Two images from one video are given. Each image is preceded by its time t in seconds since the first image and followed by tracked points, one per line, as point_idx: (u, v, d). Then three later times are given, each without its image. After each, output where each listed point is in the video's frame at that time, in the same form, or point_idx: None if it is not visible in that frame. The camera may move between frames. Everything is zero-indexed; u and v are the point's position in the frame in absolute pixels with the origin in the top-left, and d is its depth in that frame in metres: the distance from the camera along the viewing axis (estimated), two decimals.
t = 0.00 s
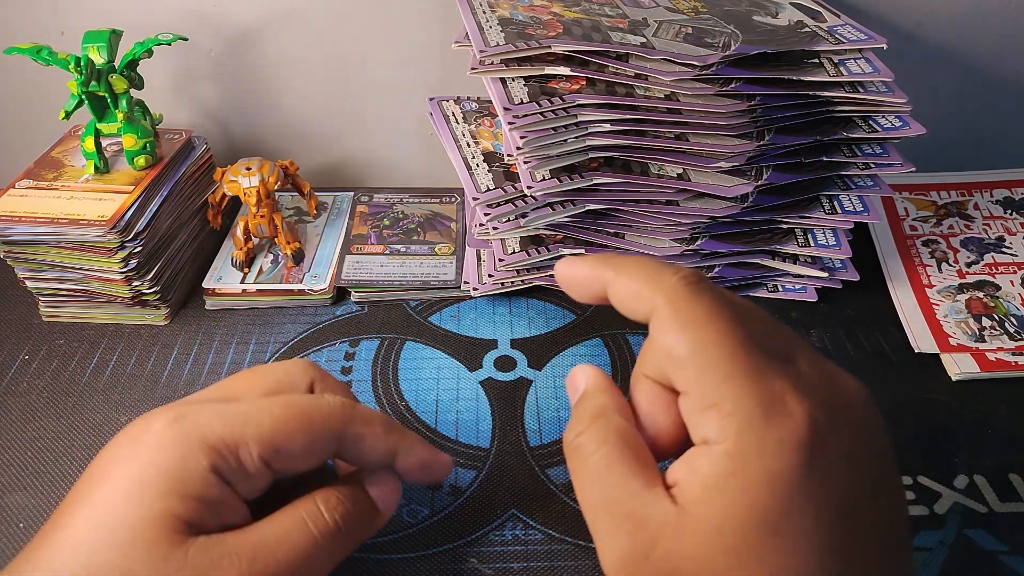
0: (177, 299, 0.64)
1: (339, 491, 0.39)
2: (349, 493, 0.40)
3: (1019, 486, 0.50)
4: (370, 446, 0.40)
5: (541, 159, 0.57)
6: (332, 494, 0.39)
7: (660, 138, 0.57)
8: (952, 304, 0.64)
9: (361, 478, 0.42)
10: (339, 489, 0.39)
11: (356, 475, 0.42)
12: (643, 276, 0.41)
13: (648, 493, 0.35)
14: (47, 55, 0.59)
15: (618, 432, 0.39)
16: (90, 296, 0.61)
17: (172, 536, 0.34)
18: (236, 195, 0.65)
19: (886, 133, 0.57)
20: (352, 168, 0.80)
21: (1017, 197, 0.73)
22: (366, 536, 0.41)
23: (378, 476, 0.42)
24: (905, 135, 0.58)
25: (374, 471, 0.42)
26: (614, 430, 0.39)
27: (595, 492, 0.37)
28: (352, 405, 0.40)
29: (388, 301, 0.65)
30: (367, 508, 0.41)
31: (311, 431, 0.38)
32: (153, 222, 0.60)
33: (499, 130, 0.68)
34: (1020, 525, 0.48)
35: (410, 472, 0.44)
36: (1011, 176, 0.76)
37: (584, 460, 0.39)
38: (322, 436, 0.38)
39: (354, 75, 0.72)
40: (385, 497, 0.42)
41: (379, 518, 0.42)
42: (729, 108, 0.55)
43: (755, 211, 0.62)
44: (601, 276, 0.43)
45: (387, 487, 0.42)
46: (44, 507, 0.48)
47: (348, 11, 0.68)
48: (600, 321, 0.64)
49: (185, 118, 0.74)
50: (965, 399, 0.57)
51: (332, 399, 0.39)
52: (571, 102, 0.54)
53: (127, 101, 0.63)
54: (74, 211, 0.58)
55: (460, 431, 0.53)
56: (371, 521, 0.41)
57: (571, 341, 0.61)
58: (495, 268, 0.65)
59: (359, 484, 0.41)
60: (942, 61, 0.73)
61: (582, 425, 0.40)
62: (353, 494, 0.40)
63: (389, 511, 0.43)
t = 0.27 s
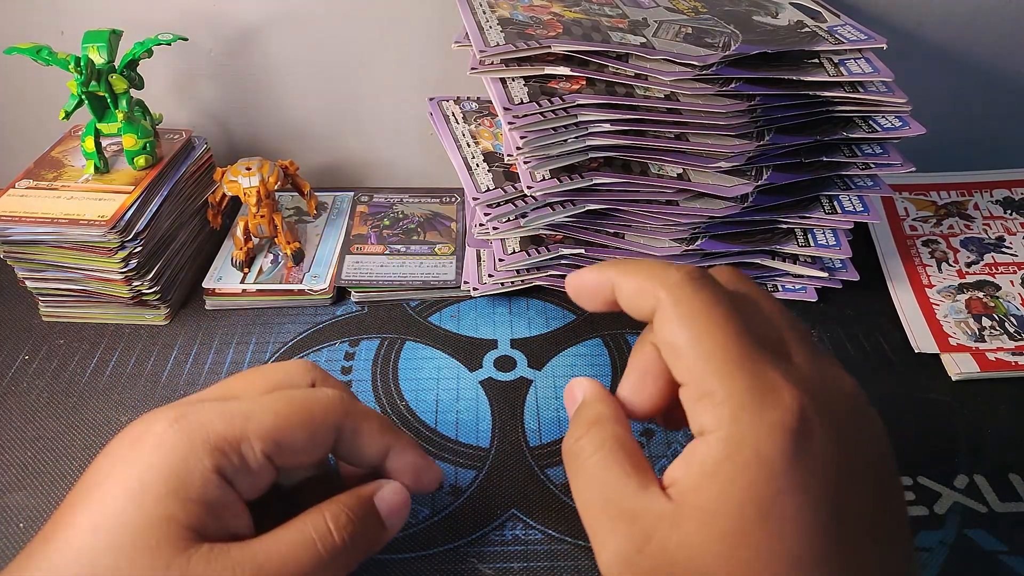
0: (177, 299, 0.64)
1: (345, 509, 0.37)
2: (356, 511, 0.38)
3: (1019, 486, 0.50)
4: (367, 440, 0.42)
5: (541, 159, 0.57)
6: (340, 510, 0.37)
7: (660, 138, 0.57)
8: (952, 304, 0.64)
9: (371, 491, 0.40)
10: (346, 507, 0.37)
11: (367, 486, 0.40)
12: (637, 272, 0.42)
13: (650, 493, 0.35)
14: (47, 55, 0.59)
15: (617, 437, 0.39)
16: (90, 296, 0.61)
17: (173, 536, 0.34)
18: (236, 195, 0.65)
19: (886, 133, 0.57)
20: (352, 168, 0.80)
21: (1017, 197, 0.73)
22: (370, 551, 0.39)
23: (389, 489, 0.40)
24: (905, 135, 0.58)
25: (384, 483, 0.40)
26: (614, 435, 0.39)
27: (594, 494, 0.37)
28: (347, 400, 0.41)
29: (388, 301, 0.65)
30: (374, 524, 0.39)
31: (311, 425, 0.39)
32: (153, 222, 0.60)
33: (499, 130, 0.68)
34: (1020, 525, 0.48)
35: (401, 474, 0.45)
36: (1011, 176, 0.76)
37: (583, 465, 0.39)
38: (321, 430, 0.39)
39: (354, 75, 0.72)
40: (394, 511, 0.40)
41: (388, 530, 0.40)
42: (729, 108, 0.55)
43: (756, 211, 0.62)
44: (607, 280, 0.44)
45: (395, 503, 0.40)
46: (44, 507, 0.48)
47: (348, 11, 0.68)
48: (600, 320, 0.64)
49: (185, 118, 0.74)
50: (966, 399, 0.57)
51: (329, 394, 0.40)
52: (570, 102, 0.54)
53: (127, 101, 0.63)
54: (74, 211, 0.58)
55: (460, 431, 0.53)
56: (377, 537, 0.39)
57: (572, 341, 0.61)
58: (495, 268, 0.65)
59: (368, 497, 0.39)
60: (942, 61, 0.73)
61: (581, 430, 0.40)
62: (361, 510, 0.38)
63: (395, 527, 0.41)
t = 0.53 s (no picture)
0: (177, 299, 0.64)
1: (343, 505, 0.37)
2: (355, 505, 0.37)
3: (1019, 486, 0.50)
4: (366, 430, 0.42)
5: (541, 159, 0.57)
6: (338, 506, 0.37)
7: (660, 138, 0.57)
8: (952, 304, 0.64)
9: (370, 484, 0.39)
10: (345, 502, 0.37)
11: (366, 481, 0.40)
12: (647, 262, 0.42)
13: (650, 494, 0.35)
14: (47, 55, 0.59)
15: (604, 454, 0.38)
16: (90, 296, 0.61)
17: (173, 536, 0.34)
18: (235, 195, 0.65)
19: (885, 133, 0.57)
20: (352, 168, 0.80)
21: (1017, 197, 0.73)
22: (372, 547, 0.39)
23: (389, 482, 0.40)
24: (905, 135, 0.58)
25: (384, 476, 0.40)
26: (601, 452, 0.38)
27: (586, 515, 0.36)
28: (345, 390, 0.42)
29: (387, 301, 0.65)
30: (375, 518, 0.38)
31: (310, 418, 0.39)
32: (153, 222, 0.60)
33: (499, 130, 0.68)
34: (1021, 525, 0.48)
35: (400, 462, 0.45)
36: (1011, 176, 0.76)
37: (570, 486, 0.37)
38: (321, 422, 0.40)
39: (354, 75, 0.72)
40: (394, 505, 0.39)
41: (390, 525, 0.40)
42: (729, 108, 0.55)
43: (756, 211, 0.62)
44: (609, 263, 0.44)
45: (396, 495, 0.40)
46: (44, 507, 0.48)
47: (348, 11, 0.68)
48: (600, 321, 0.64)
49: (184, 117, 0.74)
50: (966, 399, 0.57)
51: (326, 385, 0.41)
52: (571, 102, 0.54)
53: (127, 100, 0.63)
54: (73, 211, 0.58)
55: (460, 431, 0.53)
56: (378, 533, 0.39)
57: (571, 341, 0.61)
58: (495, 268, 0.65)
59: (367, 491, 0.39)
60: (942, 61, 0.73)
61: (565, 448, 0.38)
62: (360, 505, 0.38)
63: (396, 523, 0.40)
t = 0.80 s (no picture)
0: (177, 299, 0.64)
1: (344, 506, 0.37)
2: (355, 507, 0.37)
3: (1019, 486, 0.50)
4: (364, 414, 0.43)
5: (541, 159, 0.57)
6: (339, 506, 0.37)
7: (660, 138, 0.57)
8: (952, 304, 0.64)
9: (370, 484, 0.39)
10: (345, 504, 0.37)
11: (367, 481, 0.39)
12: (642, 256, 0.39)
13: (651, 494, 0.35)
14: (47, 55, 0.59)
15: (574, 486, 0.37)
16: (90, 296, 0.61)
17: (174, 537, 0.34)
18: (235, 195, 0.65)
19: (885, 132, 0.57)
20: (352, 167, 0.80)
21: (1017, 197, 0.73)
22: (373, 547, 0.39)
23: (389, 483, 0.40)
24: (904, 135, 0.58)
25: (386, 476, 0.40)
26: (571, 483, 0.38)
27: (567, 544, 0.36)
28: (338, 376, 0.43)
29: (388, 301, 0.65)
30: (376, 520, 0.38)
31: (309, 409, 0.40)
32: (153, 222, 0.60)
33: (499, 130, 0.68)
34: (1020, 525, 0.48)
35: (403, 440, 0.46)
36: (1011, 176, 0.76)
37: (545, 515, 0.37)
38: (319, 412, 0.41)
39: (354, 75, 0.72)
40: (396, 505, 0.39)
41: (391, 526, 0.39)
42: (729, 108, 0.55)
43: (756, 211, 0.62)
44: (585, 258, 0.41)
45: (396, 496, 0.40)
46: (44, 507, 0.48)
47: (348, 10, 0.68)
48: (600, 321, 0.64)
49: (184, 117, 0.74)
50: (966, 399, 0.57)
51: (318, 375, 0.42)
52: (570, 101, 0.54)
53: (127, 100, 0.63)
54: (74, 210, 0.58)
55: (460, 431, 0.53)
56: (379, 533, 0.39)
57: (572, 341, 0.61)
58: (495, 268, 0.65)
59: (368, 492, 0.39)
60: (942, 61, 0.73)
61: (535, 484, 0.38)
62: (361, 505, 0.38)
63: (398, 523, 0.40)
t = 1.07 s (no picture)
0: (177, 299, 0.64)
1: (346, 511, 0.37)
2: (357, 513, 0.37)
3: (1019, 486, 0.50)
4: (362, 402, 0.44)
5: (541, 159, 0.57)
6: (342, 512, 0.37)
7: (660, 139, 0.57)
8: (952, 304, 0.64)
9: (373, 490, 0.39)
10: (347, 509, 0.37)
11: (371, 487, 0.39)
12: (796, 181, 0.30)
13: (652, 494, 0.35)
14: (47, 55, 0.59)
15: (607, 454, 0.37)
16: (89, 296, 0.61)
17: (174, 539, 0.34)
18: (236, 195, 0.65)
19: (885, 132, 0.57)
20: (352, 167, 0.80)
21: (1017, 197, 0.73)
22: (375, 554, 0.38)
23: (393, 489, 0.39)
24: (904, 135, 0.58)
25: (390, 482, 0.40)
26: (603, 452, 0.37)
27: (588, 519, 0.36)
28: (333, 365, 0.43)
29: (388, 301, 0.65)
30: (378, 527, 0.38)
31: (306, 401, 0.40)
32: (153, 222, 0.60)
33: (499, 130, 0.68)
34: (1021, 525, 0.48)
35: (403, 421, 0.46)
36: (1011, 176, 0.76)
37: (571, 487, 0.37)
38: (317, 403, 0.41)
39: (354, 75, 0.72)
40: (398, 511, 0.39)
41: (394, 532, 0.39)
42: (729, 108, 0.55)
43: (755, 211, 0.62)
44: (739, 156, 0.31)
45: (399, 501, 0.39)
46: (44, 507, 0.48)
47: (348, 10, 0.68)
48: (600, 321, 0.64)
49: (184, 117, 0.74)
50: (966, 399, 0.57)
51: (312, 366, 0.42)
52: (570, 102, 0.54)
53: (127, 100, 0.63)
54: (74, 210, 0.58)
55: (460, 431, 0.53)
56: (382, 539, 0.38)
57: (572, 341, 0.61)
58: (495, 268, 0.65)
59: (371, 498, 0.38)
60: (941, 61, 0.73)
61: (564, 449, 0.37)
62: (364, 512, 0.38)
63: (401, 528, 0.40)
